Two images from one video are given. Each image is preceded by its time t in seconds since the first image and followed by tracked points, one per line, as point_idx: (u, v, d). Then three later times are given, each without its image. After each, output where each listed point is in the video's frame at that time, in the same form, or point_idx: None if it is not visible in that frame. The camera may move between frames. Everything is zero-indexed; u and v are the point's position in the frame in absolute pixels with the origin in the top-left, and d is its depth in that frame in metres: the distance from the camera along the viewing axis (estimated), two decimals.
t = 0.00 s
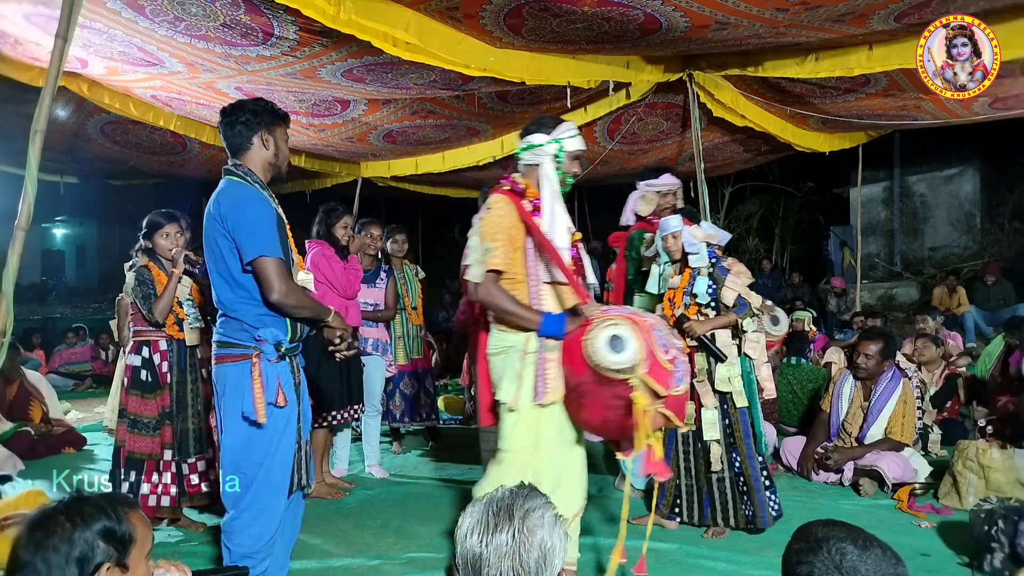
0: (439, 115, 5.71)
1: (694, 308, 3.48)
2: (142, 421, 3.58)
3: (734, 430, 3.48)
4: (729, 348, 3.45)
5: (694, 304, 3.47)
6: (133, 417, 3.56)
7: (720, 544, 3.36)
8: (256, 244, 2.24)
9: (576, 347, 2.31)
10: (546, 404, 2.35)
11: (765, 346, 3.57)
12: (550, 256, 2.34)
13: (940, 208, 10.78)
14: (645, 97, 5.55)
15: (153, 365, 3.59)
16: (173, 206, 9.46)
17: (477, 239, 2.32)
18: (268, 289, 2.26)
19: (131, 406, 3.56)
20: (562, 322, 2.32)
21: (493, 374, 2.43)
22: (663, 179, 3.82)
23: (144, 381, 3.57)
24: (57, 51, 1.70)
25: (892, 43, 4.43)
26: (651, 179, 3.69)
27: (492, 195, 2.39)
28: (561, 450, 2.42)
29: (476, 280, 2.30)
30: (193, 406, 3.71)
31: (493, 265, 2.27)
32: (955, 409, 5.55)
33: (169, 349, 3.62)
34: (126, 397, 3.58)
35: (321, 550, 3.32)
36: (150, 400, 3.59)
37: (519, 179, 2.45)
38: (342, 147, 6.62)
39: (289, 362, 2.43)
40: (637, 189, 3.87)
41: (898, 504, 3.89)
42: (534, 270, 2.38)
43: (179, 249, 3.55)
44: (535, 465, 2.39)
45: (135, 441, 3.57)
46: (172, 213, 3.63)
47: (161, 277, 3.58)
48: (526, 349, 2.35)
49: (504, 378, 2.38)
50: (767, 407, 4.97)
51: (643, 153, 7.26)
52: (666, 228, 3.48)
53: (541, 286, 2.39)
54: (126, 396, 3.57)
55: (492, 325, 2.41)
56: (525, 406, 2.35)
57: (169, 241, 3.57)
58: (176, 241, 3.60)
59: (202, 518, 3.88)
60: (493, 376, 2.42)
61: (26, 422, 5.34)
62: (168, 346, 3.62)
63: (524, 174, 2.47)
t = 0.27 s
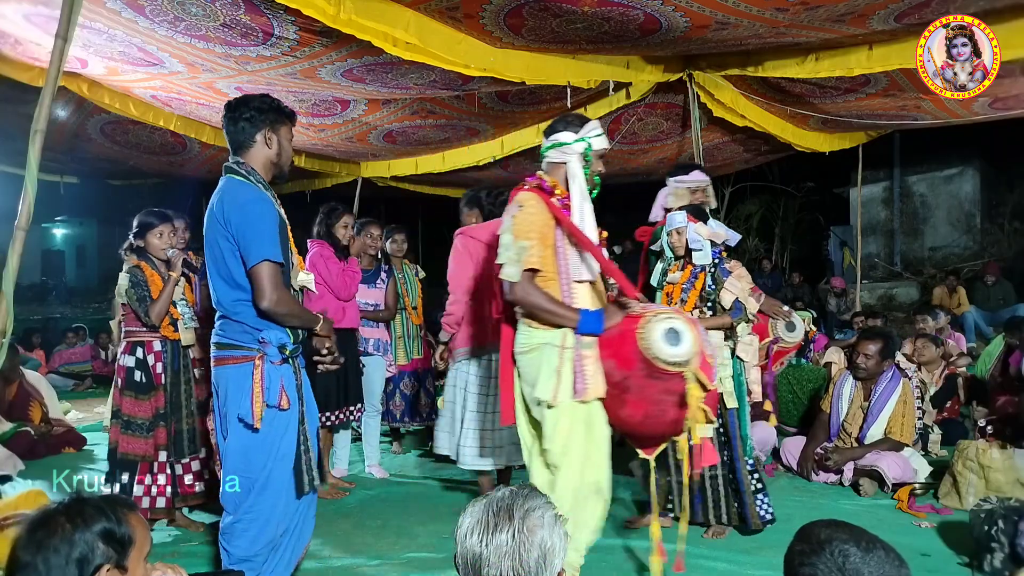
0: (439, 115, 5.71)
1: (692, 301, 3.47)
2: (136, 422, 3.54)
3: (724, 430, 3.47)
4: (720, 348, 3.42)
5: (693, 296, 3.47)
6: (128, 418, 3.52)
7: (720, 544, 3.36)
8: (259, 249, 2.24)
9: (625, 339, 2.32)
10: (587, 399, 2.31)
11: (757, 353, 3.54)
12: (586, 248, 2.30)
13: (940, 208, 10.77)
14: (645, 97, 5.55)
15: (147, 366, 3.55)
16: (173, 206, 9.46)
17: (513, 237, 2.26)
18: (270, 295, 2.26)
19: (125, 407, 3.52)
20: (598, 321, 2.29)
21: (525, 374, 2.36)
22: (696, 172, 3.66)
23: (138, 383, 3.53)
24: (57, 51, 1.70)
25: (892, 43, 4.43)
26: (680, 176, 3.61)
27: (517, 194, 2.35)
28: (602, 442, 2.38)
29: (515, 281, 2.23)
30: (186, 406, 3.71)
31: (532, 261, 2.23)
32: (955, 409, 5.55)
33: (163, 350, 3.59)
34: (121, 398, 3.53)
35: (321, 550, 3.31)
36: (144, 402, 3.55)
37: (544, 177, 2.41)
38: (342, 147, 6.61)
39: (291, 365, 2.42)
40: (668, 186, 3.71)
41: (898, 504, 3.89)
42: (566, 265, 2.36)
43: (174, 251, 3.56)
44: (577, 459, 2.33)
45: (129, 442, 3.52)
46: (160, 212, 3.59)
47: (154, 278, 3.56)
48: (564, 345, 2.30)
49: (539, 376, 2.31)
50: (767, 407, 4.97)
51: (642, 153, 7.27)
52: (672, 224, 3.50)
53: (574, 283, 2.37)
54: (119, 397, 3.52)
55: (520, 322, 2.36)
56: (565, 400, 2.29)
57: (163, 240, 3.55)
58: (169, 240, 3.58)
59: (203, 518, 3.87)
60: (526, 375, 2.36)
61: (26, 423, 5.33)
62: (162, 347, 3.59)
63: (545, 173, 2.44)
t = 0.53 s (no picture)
0: (439, 115, 5.71)
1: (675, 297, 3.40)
2: (128, 424, 3.43)
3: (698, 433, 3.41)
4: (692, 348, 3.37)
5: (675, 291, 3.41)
6: (120, 420, 3.40)
7: (720, 544, 3.36)
8: (266, 251, 2.24)
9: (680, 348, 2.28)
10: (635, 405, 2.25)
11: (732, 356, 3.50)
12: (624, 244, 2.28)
13: (940, 208, 10.75)
14: (645, 97, 5.55)
15: (141, 367, 3.48)
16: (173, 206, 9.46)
17: (556, 240, 2.18)
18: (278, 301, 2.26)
19: (118, 409, 3.41)
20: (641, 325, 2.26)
21: (564, 380, 2.30)
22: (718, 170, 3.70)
23: (132, 384, 3.45)
24: (57, 51, 1.70)
25: (892, 43, 4.42)
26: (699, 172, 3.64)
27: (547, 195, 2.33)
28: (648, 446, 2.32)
29: (562, 287, 2.15)
30: (178, 406, 3.63)
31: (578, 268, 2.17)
32: (955, 409, 5.54)
33: (157, 350, 3.53)
34: (113, 399, 3.43)
35: (321, 550, 3.31)
36: (136, 403, 3.46)
37: (576, 177, 2.40)
38: (342, 147, 6.61)
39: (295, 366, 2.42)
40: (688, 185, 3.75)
41: (899, 504, 3.89)
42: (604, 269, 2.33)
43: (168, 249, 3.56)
44: (624, 463, 2.27)
45: (122, 444, 3.42)
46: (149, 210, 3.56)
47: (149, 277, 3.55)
48: (608, 352, 2.25)
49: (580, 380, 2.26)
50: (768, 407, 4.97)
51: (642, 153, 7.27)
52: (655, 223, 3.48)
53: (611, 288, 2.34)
54: (112, 398, 3.42)
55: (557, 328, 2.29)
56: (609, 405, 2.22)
57: (155, 237, 3.55)
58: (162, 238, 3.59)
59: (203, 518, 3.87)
60: (564, 381, 2.30)
61: (26, 423, 5.33)
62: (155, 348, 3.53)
63: (573, 171, 2.43)
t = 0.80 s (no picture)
0: (439, 115, 5.70)
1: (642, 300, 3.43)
2: (123, 425, 3.37)
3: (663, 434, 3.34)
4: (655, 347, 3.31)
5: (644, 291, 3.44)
6: (115, 421, 3.34)
7: (720, 544, 3.36)
8: (274, 250, 2.24)
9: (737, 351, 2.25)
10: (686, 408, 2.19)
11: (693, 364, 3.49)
12: (670, 240, 2.19)
13: (940, 208, 10.73)
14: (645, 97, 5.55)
15: (135, 369, 3.42)
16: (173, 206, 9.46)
17: (610, 245, 2.13)
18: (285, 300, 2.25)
19: (112, 410, 3.35)
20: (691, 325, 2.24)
21: (610, 381, 2.21)
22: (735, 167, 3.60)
23: (126, 386, 3.39)
24: (57, 51, 1.70)
25: (892, 43, 4.42)
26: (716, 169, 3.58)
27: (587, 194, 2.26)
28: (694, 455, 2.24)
29: (619, 293, 2.10)
30: (172, 407, 3.59)
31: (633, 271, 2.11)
32: (955, 409, 5.54)
33: (151, 352, 3.47)
34: (107, 401, 3.36)
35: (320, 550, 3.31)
36: (131, 405, 3.40)
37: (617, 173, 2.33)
38: (342, 147, 6.61)
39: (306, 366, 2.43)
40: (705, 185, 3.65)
41: (898, 504, 3.89)
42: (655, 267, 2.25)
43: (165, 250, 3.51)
44: (668, 469, 2.19)
45: (115, 446, 3.35)
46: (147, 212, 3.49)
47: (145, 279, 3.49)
48: (660, 355, 2.18)
49: (628, 381, 2.18)
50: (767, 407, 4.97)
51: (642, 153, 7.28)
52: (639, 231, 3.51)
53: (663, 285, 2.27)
54: (106, 400, 3.35)
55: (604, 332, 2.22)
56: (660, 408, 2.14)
57: (153, 240, 3.49)
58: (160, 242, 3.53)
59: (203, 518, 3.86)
60: (610, 382, 2.21)
61: (26, 422, 5.33)
62: (150, 349, 3.47)
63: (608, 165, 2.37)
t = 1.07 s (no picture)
0: (439, 115, 5.70)
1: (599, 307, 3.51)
2: (117, 426, 3.37)
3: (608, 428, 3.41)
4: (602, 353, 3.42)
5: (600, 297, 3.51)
6: (109, 422, 3.34)
7: (720, 544, 3.36)
8: (290, 246, 2.22)
9: (776, 357, 2.47)
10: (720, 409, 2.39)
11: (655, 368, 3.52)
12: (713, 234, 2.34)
13: (940, 208, 10.70)
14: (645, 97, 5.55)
15: (130, 370, 3.42)
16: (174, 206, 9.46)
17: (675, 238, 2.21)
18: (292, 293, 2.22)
19: (106, 412, 3.35)
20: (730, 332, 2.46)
21: (650, 381, 2.37)
22: (752, 160, 3.54)
23: (121, 387, 3.39)
24: (57, 51, 1.70)
25: (892, 43, 4.42)
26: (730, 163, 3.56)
27: (635, 186, 2.36)
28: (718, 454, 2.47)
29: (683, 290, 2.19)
30: (167, 408, 3.59)
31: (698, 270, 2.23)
32: (955, 409, 5.54)
33: (146, 354, 3.47)
34: (101, 402, 3.36)
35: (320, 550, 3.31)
36: (125, 406, 3.40)
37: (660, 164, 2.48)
38: (342, 147, 6.61)
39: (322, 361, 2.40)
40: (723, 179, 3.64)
41: (898, 504, 3.88)
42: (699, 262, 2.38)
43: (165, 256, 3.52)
44: (697, 465, 2.42)
45: (109, 447, 3.35)
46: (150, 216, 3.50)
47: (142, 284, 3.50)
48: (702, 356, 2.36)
49: (669, 381, 2.35)
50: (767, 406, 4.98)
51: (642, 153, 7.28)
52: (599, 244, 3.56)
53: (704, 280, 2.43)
54: (99, 401, 3.35)
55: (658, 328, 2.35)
56: (698, 406, 2.35)
57: (154, 244, 3.50)
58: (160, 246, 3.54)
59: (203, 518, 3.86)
60: (650, 384, 2.37)
61: (27, 422, 5.33)
62: (145, 352, 3.47)
63: (649, 156, 2.51)
